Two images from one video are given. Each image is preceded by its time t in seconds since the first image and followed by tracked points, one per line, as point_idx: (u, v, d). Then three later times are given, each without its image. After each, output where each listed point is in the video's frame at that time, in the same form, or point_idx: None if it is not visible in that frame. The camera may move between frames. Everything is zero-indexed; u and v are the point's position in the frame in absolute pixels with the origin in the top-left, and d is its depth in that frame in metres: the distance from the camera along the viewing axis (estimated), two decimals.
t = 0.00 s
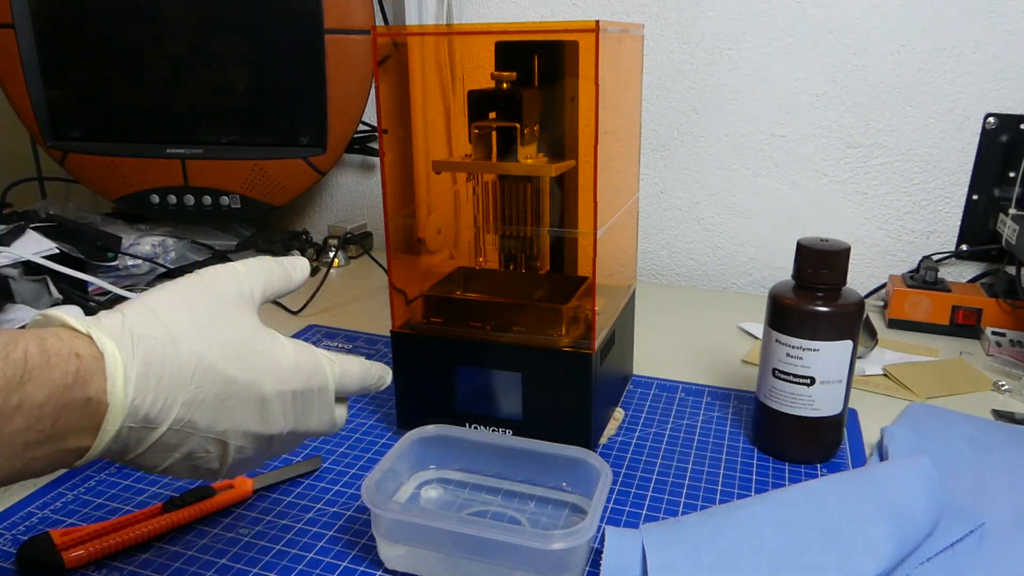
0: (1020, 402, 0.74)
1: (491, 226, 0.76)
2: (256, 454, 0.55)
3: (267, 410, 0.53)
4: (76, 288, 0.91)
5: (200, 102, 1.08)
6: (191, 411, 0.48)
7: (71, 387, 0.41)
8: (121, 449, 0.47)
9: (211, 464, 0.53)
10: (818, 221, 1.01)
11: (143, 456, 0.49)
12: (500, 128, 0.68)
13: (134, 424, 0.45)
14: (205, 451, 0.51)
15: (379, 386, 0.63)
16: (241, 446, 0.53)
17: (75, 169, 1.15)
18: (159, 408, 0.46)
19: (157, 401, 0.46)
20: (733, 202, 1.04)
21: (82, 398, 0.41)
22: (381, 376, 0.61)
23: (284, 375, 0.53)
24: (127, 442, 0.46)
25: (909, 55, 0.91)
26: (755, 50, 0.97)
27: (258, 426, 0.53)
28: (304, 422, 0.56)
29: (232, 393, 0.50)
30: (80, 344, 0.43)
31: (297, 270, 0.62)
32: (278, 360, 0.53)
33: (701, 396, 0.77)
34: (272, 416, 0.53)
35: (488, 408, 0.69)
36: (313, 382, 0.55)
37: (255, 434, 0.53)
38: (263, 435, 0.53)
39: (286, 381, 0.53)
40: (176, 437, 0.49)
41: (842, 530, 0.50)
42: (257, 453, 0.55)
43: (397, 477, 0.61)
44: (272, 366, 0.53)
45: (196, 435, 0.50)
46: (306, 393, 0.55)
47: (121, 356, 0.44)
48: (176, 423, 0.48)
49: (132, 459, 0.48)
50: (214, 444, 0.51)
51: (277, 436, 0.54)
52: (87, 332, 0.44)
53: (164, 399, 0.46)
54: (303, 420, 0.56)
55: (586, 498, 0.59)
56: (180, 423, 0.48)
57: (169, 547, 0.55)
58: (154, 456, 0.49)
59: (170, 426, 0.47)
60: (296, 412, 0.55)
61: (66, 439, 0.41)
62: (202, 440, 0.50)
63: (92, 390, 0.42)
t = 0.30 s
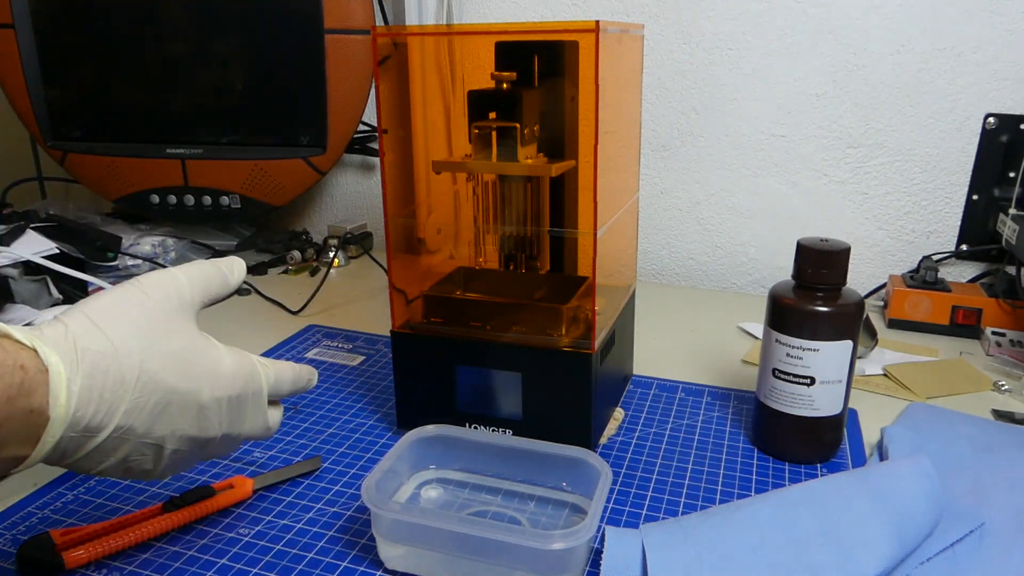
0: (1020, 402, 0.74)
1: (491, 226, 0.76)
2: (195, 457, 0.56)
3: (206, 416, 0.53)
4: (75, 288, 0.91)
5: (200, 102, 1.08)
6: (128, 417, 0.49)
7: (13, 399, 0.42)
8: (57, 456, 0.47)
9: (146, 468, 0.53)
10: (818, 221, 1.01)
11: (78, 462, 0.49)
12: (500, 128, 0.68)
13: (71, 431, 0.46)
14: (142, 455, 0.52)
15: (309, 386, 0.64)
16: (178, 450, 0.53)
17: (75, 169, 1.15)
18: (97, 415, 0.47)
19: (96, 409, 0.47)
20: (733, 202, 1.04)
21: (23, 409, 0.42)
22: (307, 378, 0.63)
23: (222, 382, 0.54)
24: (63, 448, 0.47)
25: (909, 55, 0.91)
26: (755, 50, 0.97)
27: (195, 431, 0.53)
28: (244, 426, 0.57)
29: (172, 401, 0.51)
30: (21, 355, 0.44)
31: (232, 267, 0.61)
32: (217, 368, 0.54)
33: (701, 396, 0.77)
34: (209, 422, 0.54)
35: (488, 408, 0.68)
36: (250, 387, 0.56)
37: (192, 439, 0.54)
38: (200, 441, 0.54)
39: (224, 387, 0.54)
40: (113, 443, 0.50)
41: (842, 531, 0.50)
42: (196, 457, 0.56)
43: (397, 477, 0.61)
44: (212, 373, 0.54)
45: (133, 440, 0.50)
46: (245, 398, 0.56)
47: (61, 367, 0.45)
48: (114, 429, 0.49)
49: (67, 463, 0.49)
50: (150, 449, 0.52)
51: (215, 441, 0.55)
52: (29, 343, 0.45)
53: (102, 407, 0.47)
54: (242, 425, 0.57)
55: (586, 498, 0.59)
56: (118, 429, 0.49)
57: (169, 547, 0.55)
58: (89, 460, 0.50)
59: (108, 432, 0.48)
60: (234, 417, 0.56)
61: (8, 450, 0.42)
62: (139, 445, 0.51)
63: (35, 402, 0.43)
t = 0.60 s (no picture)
0: (1020, 402, 0.74)
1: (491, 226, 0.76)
2: (160, 475, 0.55)
3: (179, 435, 0.53)
4: (75, 288, 0.91)
5: (200, 102, 1.08)
6: (105, 432, 0.48)
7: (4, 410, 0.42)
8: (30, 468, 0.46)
9: (111, 486, 0.52)
10: (818, 221, 1.01)
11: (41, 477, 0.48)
12: (500, 128, 0.68)
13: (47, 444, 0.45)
14: (112, 472, 0.51)
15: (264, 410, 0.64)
16: (146, 468, 0.52)
17: (74, 169, 1.15)
18: (77, 429, 0.47)
19: (76, 423, 0.46)
20: (733, 202, 1.04)
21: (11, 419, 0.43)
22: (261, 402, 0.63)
23: (197, 402, 0.54)
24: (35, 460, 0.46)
25: (909, 55, 0.91)
26: (755, 50, 0.97)
27: (168, 450, 0.53)
28: (213, 444, 0.57)
29: (149, 420, 0.51)
30: (13, 366, 0.44)
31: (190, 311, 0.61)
32: (192, 387, 0.54)
33: (701, 396, 0.77)
34: (179, 440, 0.53)
35: (488, 408, 0.68)
36: (219, 406, 0.57)
37: (162, 457, 0.53)
38: (168, 459, 0.53)
39: (199, 406, 0.54)
40: (89, 457, 0.49)
41: (842, 531, 0.50)
42: (162, 475, 0.55)
43: (397, 477, 0.61)
44: (188, 393, 0.54)
45: (104, 457, 0.49)
46: (215, 418, 0.56)
47: (52, 379, 0.45)
48: (90, 443, 0.48)
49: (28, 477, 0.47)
50: (120, 466, 0.51)
51: (182, 459, 0.55)
52: (21, 355, 0.45)
53: (83, 422, 0.47)
54: (209, 444, 0.57)
55: (586, 498, 0.59)
56: (94, 444, 0.48)
57: (169, 547, 0.55)
58: (54, 476, 0.48)
59: (83, 446, 0.48)
60: (204, 436, 0.56)
61: None
62: (109, 462, 0.50)
63: (24, 411, 0.43)
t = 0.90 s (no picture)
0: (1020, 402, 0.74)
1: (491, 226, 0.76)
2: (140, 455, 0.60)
3: (173, 426, 0.59)
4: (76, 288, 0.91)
5: (200, 102, 1.08)
6: (116, 408, 0.54)
7: (54, 375, 0.48)
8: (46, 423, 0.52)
9: (97, 454, 0.57)
10: (818, 221, 1.01)
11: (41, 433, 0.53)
12: (500, 128, 0.68)
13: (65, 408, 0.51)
14: (103, 442, 0.56)
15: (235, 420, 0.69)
16: (133, 447, 0.57)
17: (74, 170, 1.15)
18: (94, 401, 0.52)
19: (96, 395, 0.52)
20: (733, 202, 1.04)
21: (54, 384, 0.49)
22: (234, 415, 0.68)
23: (196, 400, 0.60)
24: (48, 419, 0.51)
25: (909, 55, 0.91)
26: (755, 50, 0.97)
27: (158, 433, 0.58)
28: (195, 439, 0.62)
29: (154, 405, 0.56)
30: (68, 338, 0.51)
31: (218, 327, 0.67)
32: (196, 382, 0.60)
33: (701, 396, 0.77)
34: (172, 430, 0.59)
35: (488, 408, 0.68)
36: (212, 401, 0.62)
37: (150, 441, 0.58)
38: (156, 443, 0.59)
39: (197, 404, 0.60)
40: (95, 425, 0.54)
41: (842, 530, 0.50)
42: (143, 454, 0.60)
43: (397, 477, 0.61)
44: (192, 387, 0.59)
45: (102, 431, 0.55)
46: (205, 417, 0.62)
47: (94, 353, 0.52)
48: (98, 415, 0.53)
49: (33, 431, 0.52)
50: (114, 440, 0.56)
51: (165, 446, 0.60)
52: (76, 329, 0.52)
53: (103, 395, 0.53)
54: (192, 439, 0.62)
55: (586, 498, 0.59)
56: (101, 417, 0.54)
57: (169, 547, 0.55)
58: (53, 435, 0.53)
59: (92, 415, 0.53)
60: (190, 431, 0.61)
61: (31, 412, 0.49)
62: (105, 436, 0.55)
63: (69, 377, 0.50)
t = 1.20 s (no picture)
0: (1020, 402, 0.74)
1: (491, 226, 0.76)
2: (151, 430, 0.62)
3: (181, 402, 0.61)
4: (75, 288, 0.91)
5: (200, 102, 1.08)
6: (128, 384, 0.56)
7: (72, 351, 0.51)
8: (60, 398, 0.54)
9: (112, 428, 0.59)
10: (818, 221, 1.01)
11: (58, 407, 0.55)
12: (500, 128, 0.67)
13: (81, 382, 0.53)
14: (116, 417, 0.58)
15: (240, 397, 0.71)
16: (144, 421, 0.60)
17: (74, 169, 1.15)
18: (108, 376, 0.55)
19: (110, 372, 0.55)
20: (733, 202, 1.04)
21: (72, 359, 0.51)
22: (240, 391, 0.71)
23: (203, 377, 0.62)
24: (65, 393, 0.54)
25: (909, 55, 0.91)
26: (755, 50, 0.97)
27: (169, 409, 0.60)
28: (202, 414, 0.64)
29: (164, 382, 0.59)
30: (82, 317, 0.53)
31: (235, 305, 0.69)
32: (204, 360, 0.62)
33: (701, 396, 0.77)
34: (181, 405, 0.61)
35: (488, 408, 0.68)
36: (218, 379, 0.65)
37: (161, 416, 0.60)
38: (166, 418, 0.61)
39: (204, 381, 0.62)
40: (108, 400, 0.56)
41: (841, 530, 0.50)
42: (154, 428, 0.62)
43: (397, 477, 0.61)
44: (201, 365, 0.62)
45: (115, 406, 0.57)
46: (211, 394, 0.64)
47: (107, 332, 0.54)
48: (111, 390, 0.56)
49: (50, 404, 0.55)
50: (127, 414, 0.58)
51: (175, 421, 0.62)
52: (89, 308, 0.54)
53: (116, 372, 0.55)
54: (200, 413, 0.64)
55: (586, 498, 0.59)
56: (114, 391, 0.56)
57: (169, 547, 0.55)
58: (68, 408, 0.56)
59: (105, 391, 0.55)
60: (198, 406, 0.63)
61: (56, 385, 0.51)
62: (118, 410, 0.58)
63: (84, 354, 0.52)
